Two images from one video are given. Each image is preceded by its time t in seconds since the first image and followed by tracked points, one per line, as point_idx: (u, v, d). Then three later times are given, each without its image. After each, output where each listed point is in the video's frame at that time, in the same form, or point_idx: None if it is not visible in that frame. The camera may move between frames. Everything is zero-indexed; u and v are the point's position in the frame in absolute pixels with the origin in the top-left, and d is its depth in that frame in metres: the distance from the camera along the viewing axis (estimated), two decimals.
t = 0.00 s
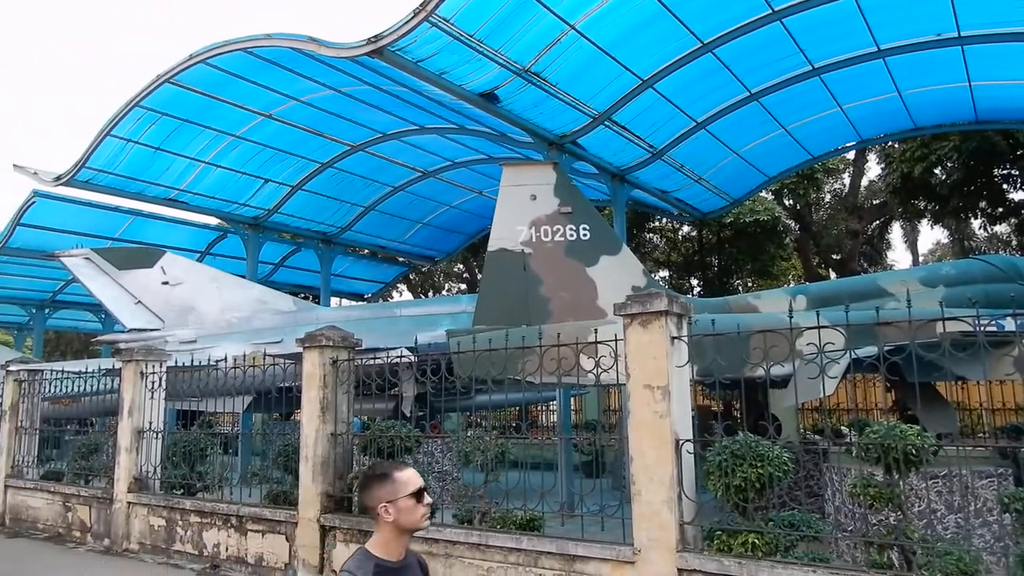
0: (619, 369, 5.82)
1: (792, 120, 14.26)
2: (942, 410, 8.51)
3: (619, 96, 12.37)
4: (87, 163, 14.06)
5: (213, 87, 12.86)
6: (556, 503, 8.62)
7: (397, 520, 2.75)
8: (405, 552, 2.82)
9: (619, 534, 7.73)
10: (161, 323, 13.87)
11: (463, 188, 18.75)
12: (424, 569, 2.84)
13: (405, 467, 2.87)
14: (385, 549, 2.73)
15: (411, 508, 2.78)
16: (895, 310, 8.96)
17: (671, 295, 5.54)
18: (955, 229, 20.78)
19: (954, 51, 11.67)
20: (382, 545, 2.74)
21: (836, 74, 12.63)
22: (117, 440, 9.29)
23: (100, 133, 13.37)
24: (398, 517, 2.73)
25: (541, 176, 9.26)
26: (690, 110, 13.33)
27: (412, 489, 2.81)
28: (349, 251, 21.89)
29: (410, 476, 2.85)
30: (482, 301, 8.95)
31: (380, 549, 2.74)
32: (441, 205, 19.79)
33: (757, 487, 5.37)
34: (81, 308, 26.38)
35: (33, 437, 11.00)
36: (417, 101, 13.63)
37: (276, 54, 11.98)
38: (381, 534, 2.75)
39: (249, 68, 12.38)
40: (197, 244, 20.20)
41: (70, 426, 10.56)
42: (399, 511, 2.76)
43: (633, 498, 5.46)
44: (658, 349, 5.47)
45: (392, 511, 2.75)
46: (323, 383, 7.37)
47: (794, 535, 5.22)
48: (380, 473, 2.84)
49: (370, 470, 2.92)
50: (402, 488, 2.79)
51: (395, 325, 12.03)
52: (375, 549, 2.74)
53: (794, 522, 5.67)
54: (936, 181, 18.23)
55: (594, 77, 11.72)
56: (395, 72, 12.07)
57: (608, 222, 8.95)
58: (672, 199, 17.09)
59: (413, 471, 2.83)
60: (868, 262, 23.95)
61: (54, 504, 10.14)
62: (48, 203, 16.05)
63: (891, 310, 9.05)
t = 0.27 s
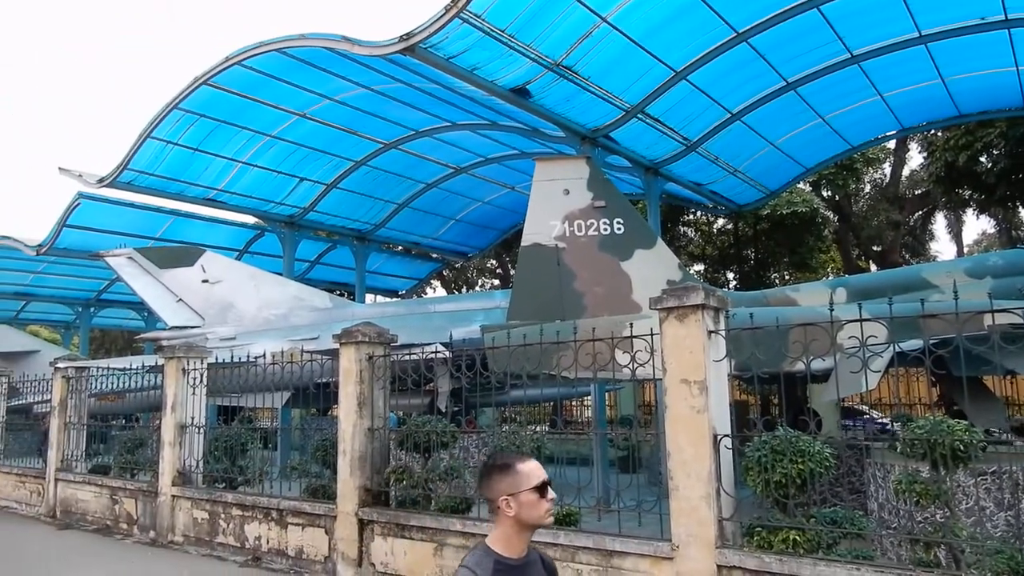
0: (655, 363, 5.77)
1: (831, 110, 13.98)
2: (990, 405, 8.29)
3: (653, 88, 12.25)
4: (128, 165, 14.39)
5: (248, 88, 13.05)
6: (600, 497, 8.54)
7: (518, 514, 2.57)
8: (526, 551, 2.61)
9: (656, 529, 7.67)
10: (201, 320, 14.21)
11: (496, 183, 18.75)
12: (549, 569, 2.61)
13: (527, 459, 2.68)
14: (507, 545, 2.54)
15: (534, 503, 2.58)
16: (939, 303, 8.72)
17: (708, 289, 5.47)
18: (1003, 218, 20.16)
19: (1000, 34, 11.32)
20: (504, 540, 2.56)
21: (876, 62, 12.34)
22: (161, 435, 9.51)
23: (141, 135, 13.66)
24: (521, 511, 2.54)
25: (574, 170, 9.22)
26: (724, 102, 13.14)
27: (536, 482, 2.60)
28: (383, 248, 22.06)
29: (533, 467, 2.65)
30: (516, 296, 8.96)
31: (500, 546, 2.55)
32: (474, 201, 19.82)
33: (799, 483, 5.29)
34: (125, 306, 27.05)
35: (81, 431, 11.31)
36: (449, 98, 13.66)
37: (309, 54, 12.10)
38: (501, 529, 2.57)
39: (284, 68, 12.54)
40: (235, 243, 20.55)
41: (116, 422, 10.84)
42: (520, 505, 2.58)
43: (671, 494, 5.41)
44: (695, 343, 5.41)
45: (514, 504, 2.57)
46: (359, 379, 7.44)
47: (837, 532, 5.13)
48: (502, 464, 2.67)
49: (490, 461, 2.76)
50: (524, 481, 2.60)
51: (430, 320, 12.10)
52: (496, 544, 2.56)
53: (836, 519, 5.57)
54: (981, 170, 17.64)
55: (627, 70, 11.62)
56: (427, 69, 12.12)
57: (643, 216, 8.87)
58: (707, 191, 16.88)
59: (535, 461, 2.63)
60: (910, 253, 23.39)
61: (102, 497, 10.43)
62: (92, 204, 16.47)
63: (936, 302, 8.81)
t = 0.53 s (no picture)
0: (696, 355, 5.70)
1: (876, 94, 13.62)
2: None
3: (691, 76, 12.07)
4: (174, 164, 14.71)
5: (288, 86, 13.23)
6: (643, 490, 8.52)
7: (659, 528, 2.48)
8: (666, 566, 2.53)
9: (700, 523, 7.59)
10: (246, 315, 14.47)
11: (533, 176, 18.71)
12: None
13: (665, 467, 2.58)
14: (647, 562, 2.47)
15: (677, 516, 2.49)
16: (993, 291, 8.42)
17: (751, 279, 5.38)
18: None
19: None
20: (643, 557, 2.48)
21: (923, 43, 11.98)
22: (209, 427, 9.73)
23: (185, 135, 13.96)
24: (662, 526, 2.46)
25: (611, 161, 9.15)
26: (765, 88, 12.89)
27: (676, 493, 2.50)
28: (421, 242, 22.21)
29: (672, 479, 2.54)
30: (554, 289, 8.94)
31: (641, 562, 2.48)
32: (511, 194, 19.80)
33: (847, 476, 5.19)
34: (172, 302, 27.72)
35: (132, 424, 11.64)
36: (486, 91, 13.66)
37: (347, 51, 12.21)
38: (640, 545, 2.50)
39: (322, 66, 12.67)
40: (277, 239, 20.88)
41: (166, 414, 11.12)
42: (661, 518, 2.49)
43: (715, 487, 5.35)
44: (738, 334, 5.32)
45: (654, 518, 2.48)
46: (400, 372, 7.50)
47: (888, 527, 5.01)
48: (638, 472, 2.59)
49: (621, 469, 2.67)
50: (664, 492, 2.50)
51: (469, 313, 12.15)
52: (636, 560, 2.48)
53: (887, 514, 5.44)
54: None
55: (665, 58, 11.47)
56: (463, 62, 12.13)
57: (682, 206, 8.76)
58: (748, 180, 16.60)
59: (677, 474, 2.51)
60: (961, 240, 22.70)
61: (153, 487, 10.73)
62: (139, 203, 16.88)
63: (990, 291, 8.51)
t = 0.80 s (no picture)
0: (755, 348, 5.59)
1: (941, 76, 13.11)
2: None
3: (745, 64, 11.82)
4: (232, 166, 15.11)
5: (340, 86, 13.44)
6: (700, 487, 8.39)
7: (848, 527, 2.01)
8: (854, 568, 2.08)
9: (759, 521, 7.44)
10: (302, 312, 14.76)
11: (583, 170, 18.60)
12: None
13: (853, 456, 2.08)
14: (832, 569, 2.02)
15: (871, 515, 2.00)
16: None
17: (812, 271, 5.24)
18: None
19: None
20: (826, 561, 2.05)
21: (992, 22, 11.48)
22: (270, 422, 9.99)
23: (243, 137, 14.32)
24: (851, 527, 1.99)
25: (664, 153, 9.03)
26: (823, 74, 12.54)
27: (870, 488, 2.00)
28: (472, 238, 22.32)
29: (865, 470, 2.03)
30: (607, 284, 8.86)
31: (823, 568, 2.05)
32: (562, 189, 19.73)
33: (917, 474, 5.02)
34: (233, 301, 28.52)
35: (198, 419, 12.03)
36: (536, 86, 13.63)
37: (397, 50, 12.34)
38: (825, 544, 2.05)
39: (374, 65, 12.84)
40: (331, 238, 21.27)
41: (228, 410, 11.46)
42: (850, 515, 2.01)
43: (777, 484, 5.24)
44: (799, 328, 5.20)
45: (841, 516, 2.01)
46: (455, 368, 7.56)
47: (961, 526, 4.83)
48: (821, 459, 2.08)
49: (796, 456, 2.16)
50: (854, 486, 2.01)
51: (520, 309, 12.16)
52: (816, 565, 2.05)
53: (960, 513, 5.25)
54: None
55: (718, 47, 11.26)
56: (513, 58, 12.12)
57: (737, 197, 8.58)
58: (805, 169, 16.18)
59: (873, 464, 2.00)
60: None
61: (218, 480, 11.07)
62: (200, 205, 17.40)
63: None
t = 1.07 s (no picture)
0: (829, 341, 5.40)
1: None
2: None
3: (813, 48, 11.44)
4: (298, 168, 15.49)
5: (402, 86, 13.61)
6: (770, 484, 8.17)
7: None
8: None
9: (834, 520, 7.20)
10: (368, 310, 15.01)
11: (644, 163, 18.36)
12: None
13: None
14: None
15: None
16: None
17: (889, 260, 5.02)
18: None
19: None
20: None
21: None
22: (339, 417, 10.20)
23: (308, 140, 14.67)
24: None
25: (728, 143, 8.82)
26: (897, 56, 12.04)
27: None
28: (533, 234, 22.31)
29: None
30: (671, 277, 8.70)
31: None
32: (622, 182, 19.52)
33: (1007, 472, 4.78)
34: (301, 300, 29.27)
35: (270, 414, 12.33)
36: (595, 79, 13.51)
37: (456, 48, 12.42)
38: None
39: (433, 65, 12.96)
40: (394, 236, 21.59)
41: (299, 405, 11.76)
42: None
43: (854, 482, 5.05)
44: (876, 320, 4.99)
45: None
46: (518, 363, 7.56)
47: None
48: None
49: None
50: None
51: (582, 304, 12.07)
52: None
53: None
54: None
55: (783, 31, 10.93)
56: (571, 51, 12.04)
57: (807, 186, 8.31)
58: (878, 155, 15.57)
59: None
60: None
61: (290, 474, 11.38)
62: (269, 207, 17.91)
63: None
